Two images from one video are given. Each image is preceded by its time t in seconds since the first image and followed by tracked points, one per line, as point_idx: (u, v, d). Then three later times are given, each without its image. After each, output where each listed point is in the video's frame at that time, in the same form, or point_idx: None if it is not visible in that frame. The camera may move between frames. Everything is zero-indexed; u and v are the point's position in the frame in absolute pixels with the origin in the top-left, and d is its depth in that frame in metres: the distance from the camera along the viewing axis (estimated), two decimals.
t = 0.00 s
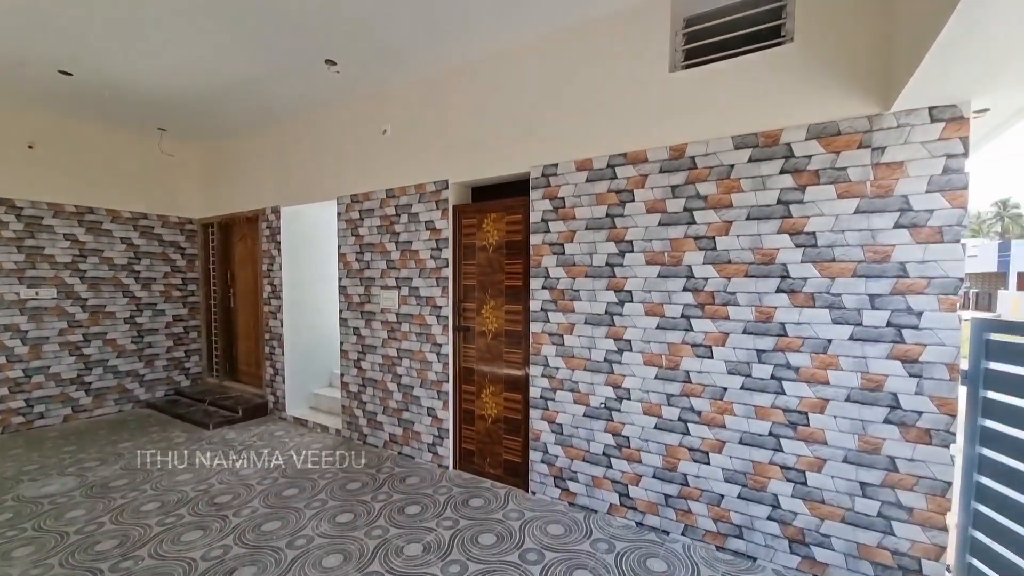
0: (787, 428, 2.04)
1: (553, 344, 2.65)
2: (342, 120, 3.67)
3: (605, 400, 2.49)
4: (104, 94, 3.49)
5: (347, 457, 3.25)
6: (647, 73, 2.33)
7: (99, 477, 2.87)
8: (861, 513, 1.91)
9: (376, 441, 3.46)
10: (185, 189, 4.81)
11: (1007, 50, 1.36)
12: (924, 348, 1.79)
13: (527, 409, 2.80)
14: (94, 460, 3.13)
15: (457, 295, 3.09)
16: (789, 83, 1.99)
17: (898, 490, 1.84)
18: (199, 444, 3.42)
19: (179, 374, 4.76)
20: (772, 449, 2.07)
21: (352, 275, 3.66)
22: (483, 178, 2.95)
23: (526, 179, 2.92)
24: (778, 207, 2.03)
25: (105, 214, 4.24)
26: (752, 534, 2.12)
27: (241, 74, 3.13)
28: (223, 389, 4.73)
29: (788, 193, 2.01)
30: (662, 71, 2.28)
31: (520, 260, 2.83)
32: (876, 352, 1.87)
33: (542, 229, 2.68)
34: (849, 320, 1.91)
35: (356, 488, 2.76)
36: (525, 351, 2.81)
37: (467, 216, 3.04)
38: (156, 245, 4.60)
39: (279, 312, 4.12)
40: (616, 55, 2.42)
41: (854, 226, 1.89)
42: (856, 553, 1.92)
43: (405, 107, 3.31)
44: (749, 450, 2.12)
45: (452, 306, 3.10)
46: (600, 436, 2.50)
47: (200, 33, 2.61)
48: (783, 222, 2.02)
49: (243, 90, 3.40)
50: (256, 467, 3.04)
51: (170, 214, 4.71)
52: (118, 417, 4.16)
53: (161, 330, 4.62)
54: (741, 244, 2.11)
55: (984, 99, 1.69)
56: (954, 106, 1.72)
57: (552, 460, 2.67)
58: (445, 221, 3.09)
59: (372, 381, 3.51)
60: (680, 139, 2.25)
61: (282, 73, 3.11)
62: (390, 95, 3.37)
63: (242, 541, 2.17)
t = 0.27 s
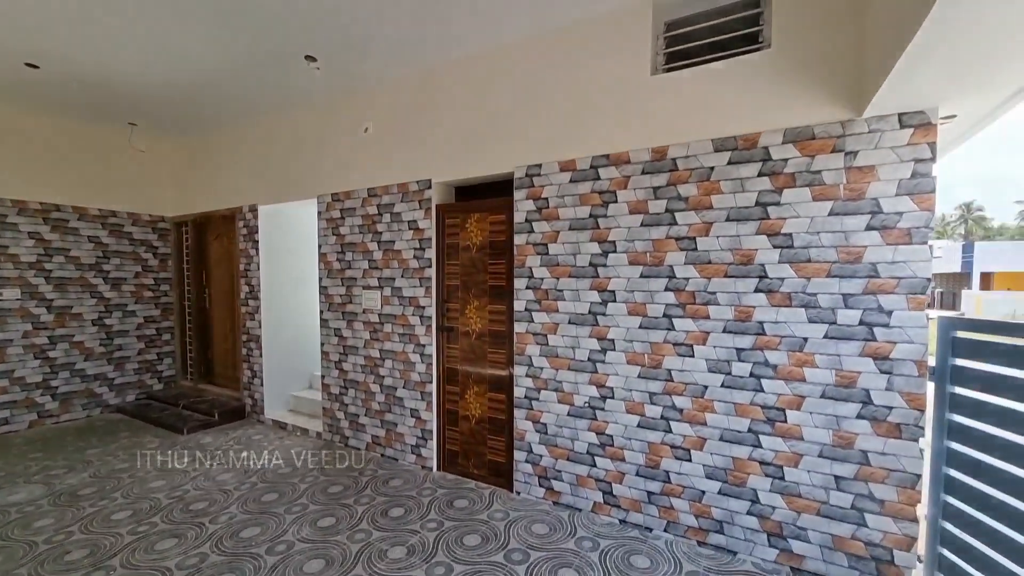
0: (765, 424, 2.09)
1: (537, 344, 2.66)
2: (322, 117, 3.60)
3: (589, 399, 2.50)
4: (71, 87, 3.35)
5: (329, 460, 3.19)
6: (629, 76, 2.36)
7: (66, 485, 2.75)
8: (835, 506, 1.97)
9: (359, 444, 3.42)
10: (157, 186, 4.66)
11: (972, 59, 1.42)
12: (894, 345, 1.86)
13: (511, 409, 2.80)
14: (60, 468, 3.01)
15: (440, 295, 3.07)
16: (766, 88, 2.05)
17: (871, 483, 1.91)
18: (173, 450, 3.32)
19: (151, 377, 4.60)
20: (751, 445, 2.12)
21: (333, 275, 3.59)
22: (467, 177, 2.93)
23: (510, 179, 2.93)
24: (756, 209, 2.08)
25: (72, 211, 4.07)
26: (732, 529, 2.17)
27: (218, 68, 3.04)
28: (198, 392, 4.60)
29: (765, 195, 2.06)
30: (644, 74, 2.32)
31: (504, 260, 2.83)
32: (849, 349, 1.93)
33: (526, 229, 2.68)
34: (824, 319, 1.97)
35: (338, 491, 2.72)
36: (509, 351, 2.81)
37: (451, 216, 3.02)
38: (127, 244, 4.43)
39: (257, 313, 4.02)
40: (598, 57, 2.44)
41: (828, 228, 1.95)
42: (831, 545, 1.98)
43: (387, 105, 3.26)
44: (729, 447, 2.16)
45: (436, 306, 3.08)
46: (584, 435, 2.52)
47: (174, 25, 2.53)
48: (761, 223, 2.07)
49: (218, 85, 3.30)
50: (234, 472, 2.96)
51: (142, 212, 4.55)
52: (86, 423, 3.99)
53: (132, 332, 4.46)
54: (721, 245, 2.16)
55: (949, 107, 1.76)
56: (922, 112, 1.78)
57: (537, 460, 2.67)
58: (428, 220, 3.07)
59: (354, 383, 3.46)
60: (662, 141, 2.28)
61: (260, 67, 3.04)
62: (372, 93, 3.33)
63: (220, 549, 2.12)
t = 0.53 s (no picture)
0: (753, 422, 2.12)
1: (528, 344, 2.66)
2: (308, 114, 3.55)
3: (579, 398, 2.51)
4: (49, 81, 3.25)
5: (317, 462, 3.15)
6: (619, 76, 2.37)
7: (45, 490, 2.68)
8: (821, 501, 2.01)
9: (347, 445, 3.39)
10: (138, 184, 4.56)
11: (953, 64, 1.46)
12: (877, 344, 1.90)
13: (502, 409, 2.80)
14: (38, 472, 2.92)
15: (431, 295, 3.05)
16: (754, 91, 2.07)
17: (855, 478, 1.94)
18: (157, 453, 3.25)
19: (133, 379, 4.50)
20: (739, 443, 2.14)
21: (321, 274, 3.55)
22: (457, 176, 2.92)
23: (500, 178, 2.92)
24: (744, 209, 2.11)
25: (50, 209, 3.95)
26: (721, 526, 2.19)
27: (202, 63, 2.98)
28: (182, 394, 4.51)
29: (753, 196, 2.09)
30: (634, 75, 2.33)
31: (494, 260, 2.82)
32: (834, 348, 1.97)
33: (516, 229, 2.68)
34: (809, 318, 2.01)
35: (326, 493, 2.68)
36: (500, 351, 2.81)
37: (441, 215, 3.01)
38: (107, 242, 4.33)
39: (243, 313, 3.95)
40: (588, 57, 2.45)
41: (814, 229, 1.99)
42: (817, 540, 2.02)
43: (374, 102, 3.23)
44: (717, 444, 2.19)
45: (425, 306, 3.06)
46: (575, 434, 2.53)
47: (157, 20, 2.47)
48: (749, 224, 2.10)
49: (202, 81, 3.24)
50: (220, 475, 2.91)
51: (123, 209, 4.44)
52: (64, 426, 3.89)
53: (113, 332, 4.36)
54: (709, 245, 2.18)
55: (931, 110, 1.81)
56: (905, 116, 1.82)
57: (527, 459, 2.67)
58: (418, 220, 3.05)
59: (342, 384, 3.42)
60: (652, 142, 2.30)
61: (245, 63, 2.99)
62: (360, 90, 3.29)
63: (205, 553, 2.08)
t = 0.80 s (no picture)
0: (746, 421, 2.13)
1: (523, 344, 2.66)
2: (301, 112, 3.52)
3: (574, 398, 2.52)
4: (36, 78, 3.20)
5: (310, 463, 3.13)
6: (613, 77, 2.37)
7: (33, 493, 2.64)
8: (813, 500, 2.02)
9: (341, 446, 3.37)
10: (128, 182, 4.50)
11: (944, 66, 1.47)
12: (869, 343, 1.92)
13: (497, 409, 2.79)
14: (25, 475, 2.87)
15: (425, 295, 3.04)
16: (747, 92, 2.09)
17: (847, 477, 1.96)
18: (147, 455, 3.20)
19: (122, 380, 4.44)
20: (733, 442, 2.16)
21: (314, 274, 3.53)
22: (451, 176, 2.91)
23: (495, 178, 2.92)
24: (737, 210, 2.12)
25: (37, 207, 3.89)
26: (715, 525, 2.21)
27: (193, 61, 2.95)
28: (172, 395, 4.45)
29: (746, 197, 2.10)
30: (628, 76, 2.33)
31: (489, 260, 2.82)
32: (826, 347, 1.99)
33: (511, 229, 2.68)
34: (802, 317, 2.02)
35: (320, 495, 2.67)
36: (494, 351, 2.80)
37: (435, 215, 3.00)
38: (96, 241, 4.26)
39: (235, 313, 3.92)
40: (582, 57, 2.45)
41: (806, 229, 2.00)
42: (810, 538, 2.04)
43: (368, 101, 3.21)
44: (710, 444, 2.20)
45: (420, 306, 3.05)
46: (570, 434, 2.53)
47: (147, 16, 2.44)
48: (742, 224, 2.11)
49: (193, 78, 3.20)
50: (211, 477, 2.88)
51: (112, 208, 4.38)
52: (52, 428, 3.83)
53: (101, 333, 4.29)
54: (703, 246, 2.19)
55: (920, 113, 1.83)
56: (895, 118, 1.84)
57: (522, 459, 2.67)
58: (412, 220, 3.03)
59: (335, 384, 3.40)
60: (646, 142, 2.31)
61: (236, 61, 2.95)
62: (353, 89, 3.27)
63: (196, 556, 2.05)
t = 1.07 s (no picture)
0: (744, 421, 2.14)
1: (521, 345, 2.66)
2: (299, 112, 3.51)
3: (572, 398, 2.52)
4: (32, 77, 3.18)
5: (307, 464, 3.12)
6: (611, 78, 2.38)
7: (29, 494, 2.62)
8: (810, 499, 2.03)
9: (339, 446, 3.36)
10: (124, 181, 4.48)
11: (939, 68, 1.48)
12: (866, 343, 1.93)
13: (495, 409, 2.79)
14: (21, 477, 2.86)
15: (423, 295, 3.04)
16: (744, 94, 2.10)
17: (844, 476, 1.97)
18: (144, 456, 3.19)
19: (118, 381, 4.42)
20: (731, 442, 2.17)
21: (312, 274, 3.52)
22: (450, 176, 2.91)
23: (493, 178, 2.92)
24: (735, 211, 2.13)
25: (33, 207, 3.86)
26: (713, 524, 2.21)
27: (190, 60, 2.94)
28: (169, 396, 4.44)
29: (744, 197, 2.11)
30: (626, 77, 2.34)
31: (487, 260, 2.82)
32: (823, 347, 2.00)
33: (509, 230, 2.68)
34: (799, 317, 2.03)
35: (318, 496, 2.66)
36: (493, 351, 2.80)
37: (433, 215, 3.00)
38: (91, 241, 4.24)
39: (232, 314, 3.90)
40: (581, 58, 2.46)
41: (804, 230, 2.01)
42: (807, 537, 2.05)
43: (365, 101, 3.21)
44: (708, 443, 2.21)
45: (418, 306, 3.05)
46: (568, 434, 2.53)
47: (145, 16, 2.43)
48: (740, 225, 2.12)
49: (190, 78, 3.19)
50: (208, 478, 2.87)
51: (108, 208, 4.36)
52: (47, 430, 3.81)
53: (97, 334, 4.27)
54: (701, 246, 2.20)
55: (917, 114, 1.84)
56: (892, 119, 1.86)
57: (521, 460, 2.67)
58: (411, 220, 3.03)
59: (333, 385, 3.40)
60: (644, 143, 2.31)
61: (234, 60, 2.95)
62: (351, 89, 3.27)
63: (194, 558, 2.05)
